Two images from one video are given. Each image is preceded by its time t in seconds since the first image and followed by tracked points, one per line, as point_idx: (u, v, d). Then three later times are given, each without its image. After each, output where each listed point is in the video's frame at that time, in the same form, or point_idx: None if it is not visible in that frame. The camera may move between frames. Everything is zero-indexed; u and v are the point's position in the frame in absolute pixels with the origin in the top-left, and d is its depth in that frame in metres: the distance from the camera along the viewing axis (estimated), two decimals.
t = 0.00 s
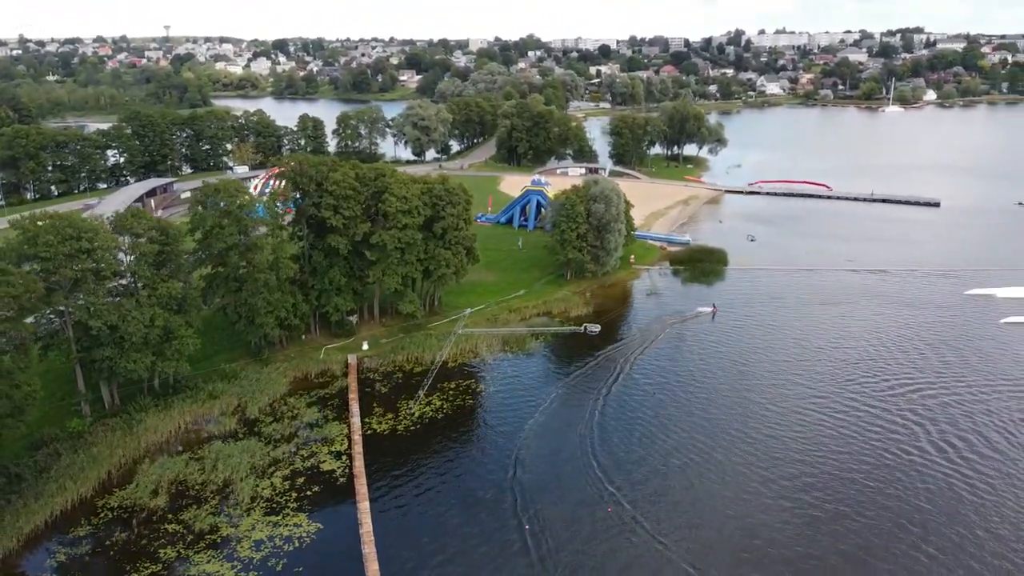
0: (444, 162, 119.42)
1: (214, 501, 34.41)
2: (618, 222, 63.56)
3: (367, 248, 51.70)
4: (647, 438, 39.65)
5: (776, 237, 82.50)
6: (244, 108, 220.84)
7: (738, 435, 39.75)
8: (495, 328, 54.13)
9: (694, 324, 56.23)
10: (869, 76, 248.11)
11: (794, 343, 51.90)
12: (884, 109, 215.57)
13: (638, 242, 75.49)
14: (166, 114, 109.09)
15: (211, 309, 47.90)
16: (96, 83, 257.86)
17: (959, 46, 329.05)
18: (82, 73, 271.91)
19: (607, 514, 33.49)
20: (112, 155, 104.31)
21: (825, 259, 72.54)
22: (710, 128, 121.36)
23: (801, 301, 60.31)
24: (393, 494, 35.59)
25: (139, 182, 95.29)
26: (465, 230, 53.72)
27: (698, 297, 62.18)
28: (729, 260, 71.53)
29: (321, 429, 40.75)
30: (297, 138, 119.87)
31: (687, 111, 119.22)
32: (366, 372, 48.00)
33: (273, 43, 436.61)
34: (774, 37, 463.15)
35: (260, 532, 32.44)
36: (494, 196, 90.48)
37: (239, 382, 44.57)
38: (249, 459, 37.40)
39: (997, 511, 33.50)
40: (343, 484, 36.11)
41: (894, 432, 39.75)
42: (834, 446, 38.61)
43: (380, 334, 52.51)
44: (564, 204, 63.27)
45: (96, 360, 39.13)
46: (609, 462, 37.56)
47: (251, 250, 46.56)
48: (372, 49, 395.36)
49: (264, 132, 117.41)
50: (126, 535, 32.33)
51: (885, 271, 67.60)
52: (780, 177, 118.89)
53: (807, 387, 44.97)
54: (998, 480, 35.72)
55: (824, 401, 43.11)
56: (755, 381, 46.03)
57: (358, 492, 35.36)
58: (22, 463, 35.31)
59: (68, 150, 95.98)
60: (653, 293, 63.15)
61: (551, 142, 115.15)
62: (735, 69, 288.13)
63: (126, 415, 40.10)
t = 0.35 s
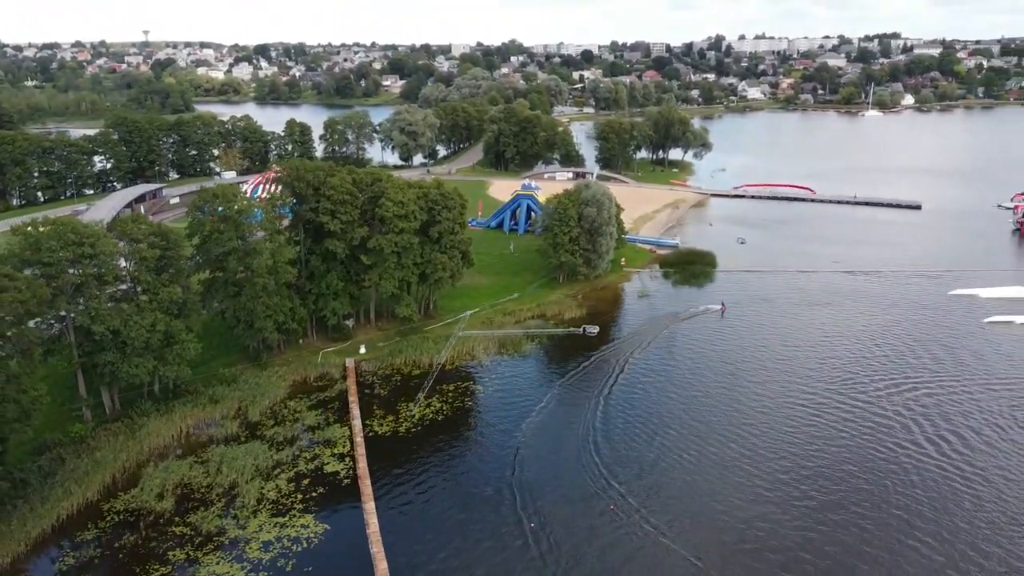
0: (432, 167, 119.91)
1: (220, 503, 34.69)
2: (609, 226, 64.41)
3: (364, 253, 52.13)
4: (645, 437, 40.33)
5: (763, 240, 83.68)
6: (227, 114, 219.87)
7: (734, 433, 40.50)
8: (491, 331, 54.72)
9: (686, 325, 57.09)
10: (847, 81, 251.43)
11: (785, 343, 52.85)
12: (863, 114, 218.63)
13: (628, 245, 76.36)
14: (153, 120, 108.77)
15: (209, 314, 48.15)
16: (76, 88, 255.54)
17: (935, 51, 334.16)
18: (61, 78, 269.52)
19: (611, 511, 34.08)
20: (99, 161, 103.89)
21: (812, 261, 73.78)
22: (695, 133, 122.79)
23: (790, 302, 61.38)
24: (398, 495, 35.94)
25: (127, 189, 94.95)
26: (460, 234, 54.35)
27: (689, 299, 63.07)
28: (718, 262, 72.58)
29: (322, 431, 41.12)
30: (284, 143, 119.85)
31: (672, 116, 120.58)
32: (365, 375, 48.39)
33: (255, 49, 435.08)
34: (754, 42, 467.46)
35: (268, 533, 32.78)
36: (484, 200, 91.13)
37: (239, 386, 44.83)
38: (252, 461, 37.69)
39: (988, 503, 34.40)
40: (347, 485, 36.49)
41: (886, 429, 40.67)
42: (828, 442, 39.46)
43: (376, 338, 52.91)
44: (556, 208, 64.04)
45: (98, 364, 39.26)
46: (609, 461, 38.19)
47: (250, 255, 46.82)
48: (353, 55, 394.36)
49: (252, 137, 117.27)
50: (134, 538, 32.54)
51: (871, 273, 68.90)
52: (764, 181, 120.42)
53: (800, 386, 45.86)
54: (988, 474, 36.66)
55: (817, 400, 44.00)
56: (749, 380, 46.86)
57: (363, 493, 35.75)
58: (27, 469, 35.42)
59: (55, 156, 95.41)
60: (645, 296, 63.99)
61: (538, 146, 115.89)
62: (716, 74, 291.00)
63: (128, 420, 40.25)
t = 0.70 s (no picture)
0: (418, 171, 120.37)
1: (226, 504, 35.01)
2: (600, 228, 65.25)
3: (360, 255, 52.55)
4: (643, 434, 41.01)
5: (748, 241, 84.92)
6: (209, 119, 218.79)
7: (730, 429, 41.32)
8: (487, 332, 55.32)
9: (678, 325, 57.95)
10: (825, 85, 254.83)
11: (775, 342, 53.84)
12: (841, 117, 221.75)
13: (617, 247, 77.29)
14: (138, 125, 108.30)
15: (207, 318, 48.40)
16: (54, 93, 252.86)
17: (910, 55, 339.27)
18: (38, 84, 266.69)
19: (613, 506, 34.72)
20: (83, 166, 103.32)
21: (797, 261, 75.09)
22: (679, 137, 124.35)
23: (779, 302, 62.42)
24: (402, 494, 36.34)
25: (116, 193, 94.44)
26: (454, 237, 54.96)
27: (679, 299, 64.03)
28: (706, 263, 73.66)
29: (324, 432, 41.48)
30: (270, 147, 119.81)
31: (656, 120, 122.06)
32: (362, 377, 48.79)
33: (234, 53, 432.82)
34: (732, 47, 472.14)
35: (276, 532, 33.15)
36: (472, 204, 91.80)
37: (239, 389, 45.06)
38: (257, 462, 38.01)
39: (978, 494, 35.38)
40: (352, 484, 36.88)
41: (877, 423, 41.64)
42: (822, 436, 40.38)
43: (373, 340, 53.30)
44: (548, 210, 64.80)
45: (100, 367, 39.35)
46: (609, 458, 38.84)
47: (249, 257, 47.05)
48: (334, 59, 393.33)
49: (238, 142, 116.97)
50: (143, 538, 32.78)
51: (856, 272, 70.27)
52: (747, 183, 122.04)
53: (793, 382, 46.79)
54: (976, 465, 37.70)
55: (809, 396, 44.93)
56: (742, 378, 47.76)
57: (367, 492, 36.16)
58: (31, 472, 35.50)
59: (39, 161, 94.72)
60: (636, 296, 64.87)
61: (524, 150, 116.32)
62: (696, 78, 293.78)
63: (129, 422, 40.35)
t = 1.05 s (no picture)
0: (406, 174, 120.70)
1: (233, 504, 35.24)
2: (592, 229, 66.02)
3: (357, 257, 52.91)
4: (642, 431, 41.65)
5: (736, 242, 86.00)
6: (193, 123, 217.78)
7: (726, 425, 42.06)
8: (483, 333, 55.86)
9: (671, 324, 58.73)
10: (806, 88, 257.70)
11: (767, 340, 54.73)
12: (823, 120, 224.41)
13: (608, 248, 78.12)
14: (125, 129, 107.81)
15: (206, 320, 48.59)
16: (33, 97, 250.47)
17: (888, 60, 343.74)
18: (17, 88, 264.05)
19: (616, 501, 35.28)
20: (70, 170, 102.72)
21: (785, 261, 76.22)
22: (665, 140, 125.64)
23: (769, 302, 63.41)
24: (406, 492, 36.73)
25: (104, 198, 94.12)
26: (450, 239, 55.52)
27: (671, 299, 64.88)
28: (696, 264, 74.62)
29: (326, 433, 41.80)
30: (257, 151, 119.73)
31: (642, 123, 123.25)
32: (361, 378, 49.15)
33: (215, 57, 430.43)
34: (713, 51, 475.83)
35: (283, 530, 33.44)
36: (462, 207, 92.34)
37: (239, 390, 45.26)
38: (261, 463, 38.28)
39: (970, 485, 36.32)
40: (356, 483, 37.23)
41: (869, 418, 42.55)
42: (816, 431, 41.22)
43: (370, 342, 53.68)
44: (541, 213, 65.50)
45: (102, 369, 39.42)
46: (609, 454, 39.44)
47: (248, 260, 47.26)
48: (317, 63, 392.17)
49: (226, 146, 116.62)
50: (151, 538, 32.97)
51: (843, 272, 71.45)
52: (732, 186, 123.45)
53: (786, 379, 47.66)
54: (967, 458, 38.64)
55: (803, 392, 45.80)
56: (736, 375, 48.58)
57: (372, 491, 36.51)
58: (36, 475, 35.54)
59: (26, 165, 94.12)
60: (628, 297, 65.66)
61: (512, 153, 116.72)
62: (679, 82, 296.03)
63: (131, 424, 40.44)
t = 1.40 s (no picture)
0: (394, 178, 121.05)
1: (239, 505, 35.50)
2: (583, 232, 66.83)
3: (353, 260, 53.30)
4: (640, 428, 42.36)
5: (723, 244, 87.19)
6: (174, 128, 216.64)
7: (722, 422, 42.86)
8: (479, 334, 56.43)
9: (663, 324, 59.60)
10: (786, 92, 260.86)
11: (757, 339, 55.69)
12: (802, 124, 227.31)
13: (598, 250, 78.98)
14: (109, 134, 107.26)
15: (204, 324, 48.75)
16: (10, 102, 247.89)
17: (865, 64, 349.10)
18: None
19: (618, 497, 35.92)
20: (55, 175, 102.10)
21: (773, 262, 77.40)
22: (650, 143, 126.80)
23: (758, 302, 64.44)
24: (410, 490, 37.15)
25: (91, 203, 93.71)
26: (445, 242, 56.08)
27: (662, 300, 65.79)
28: (685, 266, 75.62)
29: (328, 434, 42.15)
30: (243, 156, 119.60)
31: (627, 127, 124.14)
32: (359, 380, 49.53)
33: (194, 61, 427.83)
34: (692, 55, 479.47)
35: (291, 530, 33.77)
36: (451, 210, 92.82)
37: (239, 393, 45.48)
38: (265, 464, 38.57)
39: (961, 478, 37.31)
40: (361, 483, 37.63)
41: (861, 413, 43.55)
42: (810, 427, 42.12)
43: (367, 344, 54.08)
44: (533, 216, 66.24)
45: (104, 372, 39.55)
46: (609, 451, 40.08)
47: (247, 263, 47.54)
48: (298, 68, 390.99)
49: (211, 150, 116.33)
50: (159, 539, 33.20)
51: (829, 272, 72.71)
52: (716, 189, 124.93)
53: (779, 377, 48.60)
54: (958, 451, 39.69)
55: (795, 389, 46.75)
56: (729, 373, 49.46)
57: (377, 490, 36.92)
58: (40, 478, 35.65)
59: (11, 170, 93.41)
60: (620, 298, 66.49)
61: (499, 157, 116.96)
62: (660, 87, 298.48)
63: (132, 428, 40.57)
